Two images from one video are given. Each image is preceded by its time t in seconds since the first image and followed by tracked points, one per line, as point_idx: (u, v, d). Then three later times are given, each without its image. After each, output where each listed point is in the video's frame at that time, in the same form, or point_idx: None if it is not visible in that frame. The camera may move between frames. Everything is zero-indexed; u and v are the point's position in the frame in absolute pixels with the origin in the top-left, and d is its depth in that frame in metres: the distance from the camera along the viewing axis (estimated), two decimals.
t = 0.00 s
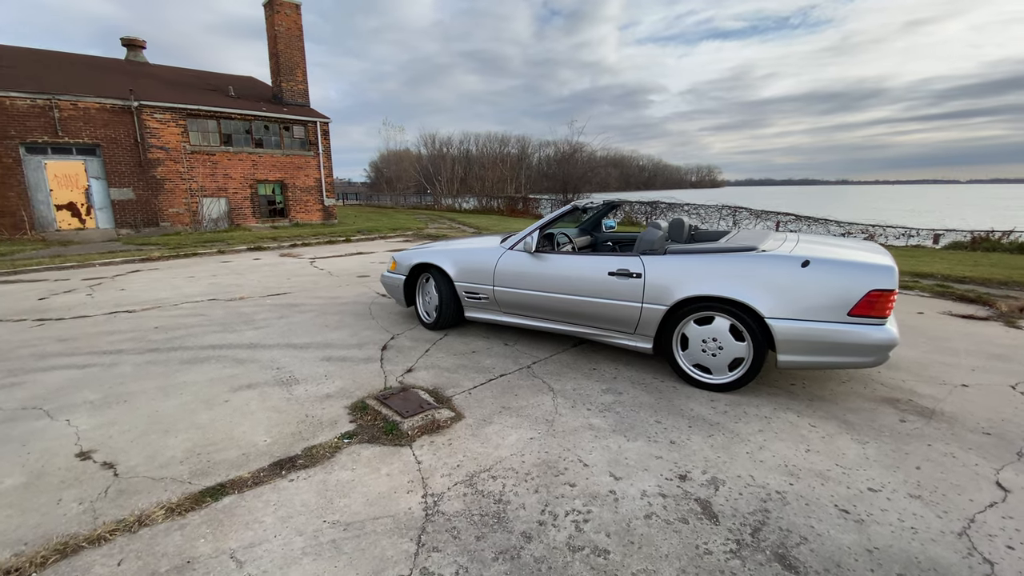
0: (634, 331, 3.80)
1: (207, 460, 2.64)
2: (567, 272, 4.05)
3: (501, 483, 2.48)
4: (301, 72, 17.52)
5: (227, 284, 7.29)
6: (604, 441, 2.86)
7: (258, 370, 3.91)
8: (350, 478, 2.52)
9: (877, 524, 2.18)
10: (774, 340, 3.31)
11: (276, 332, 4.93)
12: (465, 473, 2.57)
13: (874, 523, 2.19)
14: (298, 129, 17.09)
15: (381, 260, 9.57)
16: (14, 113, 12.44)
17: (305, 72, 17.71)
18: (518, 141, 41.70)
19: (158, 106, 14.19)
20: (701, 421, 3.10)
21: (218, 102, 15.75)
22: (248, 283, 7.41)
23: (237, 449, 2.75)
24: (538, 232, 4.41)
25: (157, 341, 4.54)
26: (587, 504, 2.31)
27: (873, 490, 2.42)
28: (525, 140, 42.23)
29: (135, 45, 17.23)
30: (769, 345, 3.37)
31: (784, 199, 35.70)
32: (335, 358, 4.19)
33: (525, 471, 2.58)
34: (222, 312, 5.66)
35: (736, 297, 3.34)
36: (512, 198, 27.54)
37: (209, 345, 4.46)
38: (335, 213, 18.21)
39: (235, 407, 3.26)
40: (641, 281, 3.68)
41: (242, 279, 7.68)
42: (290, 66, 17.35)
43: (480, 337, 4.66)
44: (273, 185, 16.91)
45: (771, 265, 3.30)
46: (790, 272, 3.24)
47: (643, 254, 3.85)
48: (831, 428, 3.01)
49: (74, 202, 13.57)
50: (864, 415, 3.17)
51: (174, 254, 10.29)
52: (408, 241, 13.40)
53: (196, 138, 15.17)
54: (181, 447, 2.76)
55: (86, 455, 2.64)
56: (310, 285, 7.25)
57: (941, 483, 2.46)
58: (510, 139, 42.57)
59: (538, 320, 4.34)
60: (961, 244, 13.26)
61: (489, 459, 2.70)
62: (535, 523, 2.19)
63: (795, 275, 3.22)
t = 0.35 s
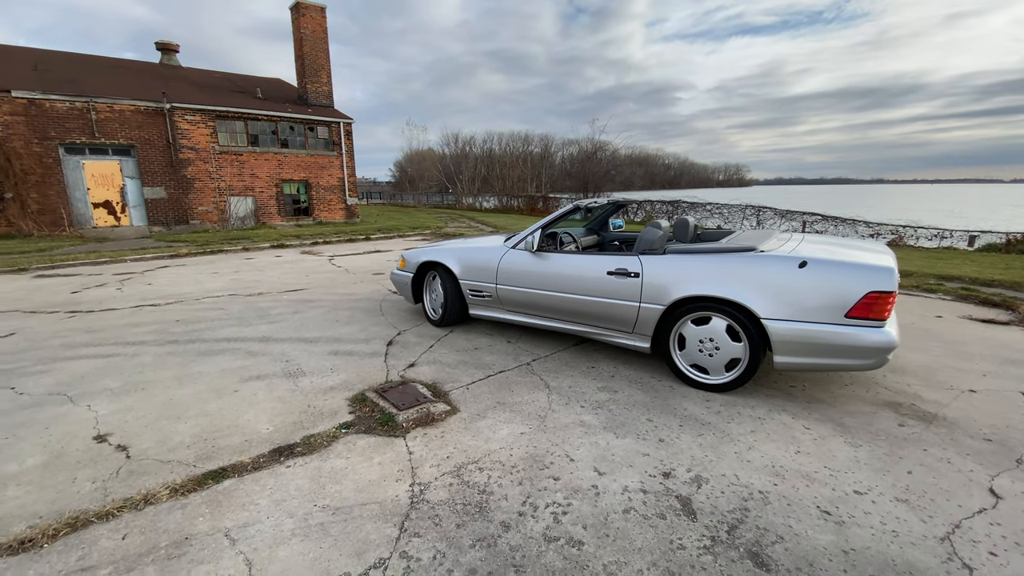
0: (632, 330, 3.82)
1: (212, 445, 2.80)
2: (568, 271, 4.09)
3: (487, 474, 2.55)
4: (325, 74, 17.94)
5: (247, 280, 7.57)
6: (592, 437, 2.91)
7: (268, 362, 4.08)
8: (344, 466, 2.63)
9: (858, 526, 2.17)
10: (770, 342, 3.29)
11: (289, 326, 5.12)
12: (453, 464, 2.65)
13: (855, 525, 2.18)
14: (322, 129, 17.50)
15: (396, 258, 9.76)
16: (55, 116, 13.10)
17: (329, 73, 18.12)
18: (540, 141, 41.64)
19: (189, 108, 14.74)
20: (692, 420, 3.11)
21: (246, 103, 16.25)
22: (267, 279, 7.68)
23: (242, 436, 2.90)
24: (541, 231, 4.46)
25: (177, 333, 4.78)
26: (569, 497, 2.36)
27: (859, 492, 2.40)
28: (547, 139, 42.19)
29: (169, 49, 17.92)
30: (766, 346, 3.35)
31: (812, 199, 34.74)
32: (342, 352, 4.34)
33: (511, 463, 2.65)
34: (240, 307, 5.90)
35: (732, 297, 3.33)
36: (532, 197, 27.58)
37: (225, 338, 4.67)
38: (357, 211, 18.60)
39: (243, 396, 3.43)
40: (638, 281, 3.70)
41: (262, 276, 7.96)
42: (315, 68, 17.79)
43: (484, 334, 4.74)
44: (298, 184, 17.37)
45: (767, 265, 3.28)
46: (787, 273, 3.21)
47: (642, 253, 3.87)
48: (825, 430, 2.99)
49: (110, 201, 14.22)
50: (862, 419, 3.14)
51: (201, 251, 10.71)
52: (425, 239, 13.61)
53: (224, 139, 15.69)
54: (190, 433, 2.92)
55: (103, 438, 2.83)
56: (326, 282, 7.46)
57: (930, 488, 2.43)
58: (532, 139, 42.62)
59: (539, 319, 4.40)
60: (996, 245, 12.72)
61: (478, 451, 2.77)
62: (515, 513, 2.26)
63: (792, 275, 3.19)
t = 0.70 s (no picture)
0: (631, 326, 3.88)
1: (223, 428, 2.97)
2: (569, 268, 4.17)
3: (478, 461, 2.65)
4: (347, 75, 18.30)
5: (267, 275, 7.85)
6: (584, 429, 2.98)
7: (281, 352, 4.27)
8: (344, 449, 2.77)
9: (838, 519, 2.20)
10: (766, 339, 3.31)
11: (303, 319, 5.32)
12: (447, 450, 2.76)
13: (835, 519, 2.21)
14: (344, 129, 17.88)
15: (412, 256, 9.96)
16: (91, 117, 13.72)
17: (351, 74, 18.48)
18: (561, 139, 41.52)
19: (216, 109, 15.24)
20: (685, 415, 3.15)
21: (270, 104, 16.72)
22: (286, 275, 7.94)
23: (251, 420, 3.07)
24: (545, 228, 4.54)
25: (198, 324, 5.02)
26: (554, 484, 2.45)
27: (844, 488, 2.42)
28: (567, 138, 42.07)
29: (198, 52, 18.53)
30: (762, 343, 3.37)
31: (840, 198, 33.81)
32: (352, 344, 4.50)
33: (502, 451, 2.74)
34: (258, 300, 6.13)
35: (728, 295, 3.36)
36: (551, 196, 27.58)
37: (242, 329, 4.89)
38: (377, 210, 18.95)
39: (255, 384, 3.60)
40: (637, 278, 3.75)
41: (282, 271, 8.23)
42: (338, 69, 18.17)
43: (489, 329, 4.85)
44: (320, 183, 17.79)
45: (765, 263, 3.31)
46: (783, 271, 3.23)
47: (642, 251, 3.91)
48: (818, 428, 3.00)
49: (142, 198, 14.82)
50: (857, 417, 3.13)
51: (226, 247, 11.11)
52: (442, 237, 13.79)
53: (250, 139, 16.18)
54: (203, 416, 3.10)
55: (123, 419, 3.03)
56: (342, 278, 7.68)
57: (917, 486, 2.43)
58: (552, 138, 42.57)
59: (542, 315, 4.48)
60: None
61: (471, 439, 2.88)
62: (501, 497, 2.35)
63: (788, 273, 3.22)
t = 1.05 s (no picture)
0: (629, 324, 3.93)
1: (232, 415, 3.13)
2: (569, 266, 4.24)
3: (469, 450, 2.76)
4: (366, 75, 18.60)
5: (283, 272, 8.09)
6: (576, 422, 3.06)
7: (290, 345, 4.44)
8: (343, 436, 2.90)
9: (817, 514, 2.23)
10: (761, 338, 3.34)
11: (315, 313, 5.50)
12: (441, 439, 2.87)
13: (815, 513, 2.24)
14: (363, 129, 18.19)
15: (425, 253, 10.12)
16: (120, 118, 14.26)
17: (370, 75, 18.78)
18: (579, 137, 41.34)
19: (239, 110, 15.68)
20: (677, 411, 3.20)
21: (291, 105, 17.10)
22: (301, 271, 8.17)
23: (257, 408, 3.22)
24: (547, 227, 4.61)
25: (215, 317, 5.24)
26: (541, 474, 2.53)
27: (827, 484, 2.45)
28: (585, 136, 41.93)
29: (223, 54, 19.05)
30: (757, 342, 3.40)
31: (866, 197, 32.93)
32: (359, 338, 4.66)
33: (493, 441, 2.84)
34: (273, 295, 6.34)
35: (723, 292, 3.40)
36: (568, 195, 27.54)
37: (255, 323, 5.08)
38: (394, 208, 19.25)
39: (264, 374, 3.77)
40: (635, 276, 3.81)
41: (298, 267, 8.48)
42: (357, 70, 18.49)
43: (492, 326, 4.95)
44: (339, 182, 18.14)
45: (759, 262, 3.34)
46: (778, 270, 3.25)
47: (641, 249, 3.96)
48: (810, 426, 3.02)
49: (169, 197, 15.33)
50: (851, 416, 3.14)
51: (246, 244, 11.44)
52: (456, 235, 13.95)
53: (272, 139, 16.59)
54: (213, 404, 3.27)
55: (140, 405, 3.21)
56: (355, 275, 7.88)
57: (903, 484, 2.45)
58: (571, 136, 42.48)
59: (544, 312, 4.55)
60: None
61: (465, 429, 2.98)
62: (488, 484, 2.45)
63: (783, 272, 3.24)
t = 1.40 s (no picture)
0: (630, 321, 3.95)
1: (239, 404, 3.26)
2: (572, 263, 4.27)
3: (464, 441, 2.82)
4: (384, 75, 18.83)
5: (298, 268, 8.29)
6: (571, 417, 3.10)
7: (300, 338, 4.57)
8: (344, 426, 3.00)
9: (804, 511, 2.23)
10: (759, 336, 3.32)
11: (326, 308, 5.65)
12: (438, 431, 2.95)
13: (801, 511, 2.24)
14: (381, 128, 18.44)
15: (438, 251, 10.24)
16: (148, 119, 14.74)
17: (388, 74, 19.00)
18: (598, 135, 41.08)
19: (261, 110, 16.07)
20: (673, 407, 3.22)
21: (311, 104, 17.43)
22: (316, 267, 8.37)
23: (264, 397, 3.35)
24: (551, 224, 4.65)
25: (231, 311, 5.42)
26: (532, 465, 2.58)
27: (817, 482, 2.44)
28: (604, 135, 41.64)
29: (247, 55, 19.54)
30: (756, 340, 3.39)
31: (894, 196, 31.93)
32: (367, 333, 4.77)
33: (488, 433, 2.91)
34: (288, 291, 6.52)
35: (722, 291, 3.40)
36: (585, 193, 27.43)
37: (269, 317, 5.25)
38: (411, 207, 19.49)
39: (272, 365, 3.90)
40: (635, 273, 3.82)
41: (313, 264, 8.68)
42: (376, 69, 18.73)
43: (497, 322, 5.01)
44: (357, 180, 18.43)
45: (761, 260, 3.32)
46: (778, 268, 3.24)
47: (642, 247, 3.97)
48: (806, 425, 3.00)
49: (193, 195, 15.81)
50: (851, 416, 3.10)
51: (266, 241, 11.73)
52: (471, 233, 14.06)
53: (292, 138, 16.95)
54: (222, 393, 3.41)
55: (155, 393, 3.37)
56: (368, 271, 8.03)
57: (896, 484, 2.42)
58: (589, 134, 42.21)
59: (547, 309, 4.59)
60: None
61: (462, 421, 3.05)
62: (479, 474, 2.51)
63: (782, 270, 3.22)
